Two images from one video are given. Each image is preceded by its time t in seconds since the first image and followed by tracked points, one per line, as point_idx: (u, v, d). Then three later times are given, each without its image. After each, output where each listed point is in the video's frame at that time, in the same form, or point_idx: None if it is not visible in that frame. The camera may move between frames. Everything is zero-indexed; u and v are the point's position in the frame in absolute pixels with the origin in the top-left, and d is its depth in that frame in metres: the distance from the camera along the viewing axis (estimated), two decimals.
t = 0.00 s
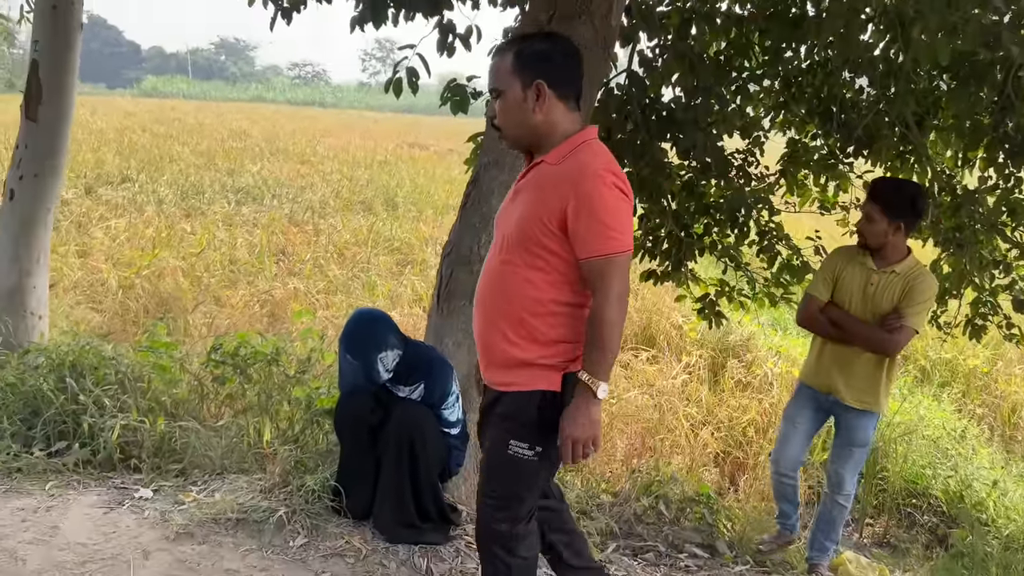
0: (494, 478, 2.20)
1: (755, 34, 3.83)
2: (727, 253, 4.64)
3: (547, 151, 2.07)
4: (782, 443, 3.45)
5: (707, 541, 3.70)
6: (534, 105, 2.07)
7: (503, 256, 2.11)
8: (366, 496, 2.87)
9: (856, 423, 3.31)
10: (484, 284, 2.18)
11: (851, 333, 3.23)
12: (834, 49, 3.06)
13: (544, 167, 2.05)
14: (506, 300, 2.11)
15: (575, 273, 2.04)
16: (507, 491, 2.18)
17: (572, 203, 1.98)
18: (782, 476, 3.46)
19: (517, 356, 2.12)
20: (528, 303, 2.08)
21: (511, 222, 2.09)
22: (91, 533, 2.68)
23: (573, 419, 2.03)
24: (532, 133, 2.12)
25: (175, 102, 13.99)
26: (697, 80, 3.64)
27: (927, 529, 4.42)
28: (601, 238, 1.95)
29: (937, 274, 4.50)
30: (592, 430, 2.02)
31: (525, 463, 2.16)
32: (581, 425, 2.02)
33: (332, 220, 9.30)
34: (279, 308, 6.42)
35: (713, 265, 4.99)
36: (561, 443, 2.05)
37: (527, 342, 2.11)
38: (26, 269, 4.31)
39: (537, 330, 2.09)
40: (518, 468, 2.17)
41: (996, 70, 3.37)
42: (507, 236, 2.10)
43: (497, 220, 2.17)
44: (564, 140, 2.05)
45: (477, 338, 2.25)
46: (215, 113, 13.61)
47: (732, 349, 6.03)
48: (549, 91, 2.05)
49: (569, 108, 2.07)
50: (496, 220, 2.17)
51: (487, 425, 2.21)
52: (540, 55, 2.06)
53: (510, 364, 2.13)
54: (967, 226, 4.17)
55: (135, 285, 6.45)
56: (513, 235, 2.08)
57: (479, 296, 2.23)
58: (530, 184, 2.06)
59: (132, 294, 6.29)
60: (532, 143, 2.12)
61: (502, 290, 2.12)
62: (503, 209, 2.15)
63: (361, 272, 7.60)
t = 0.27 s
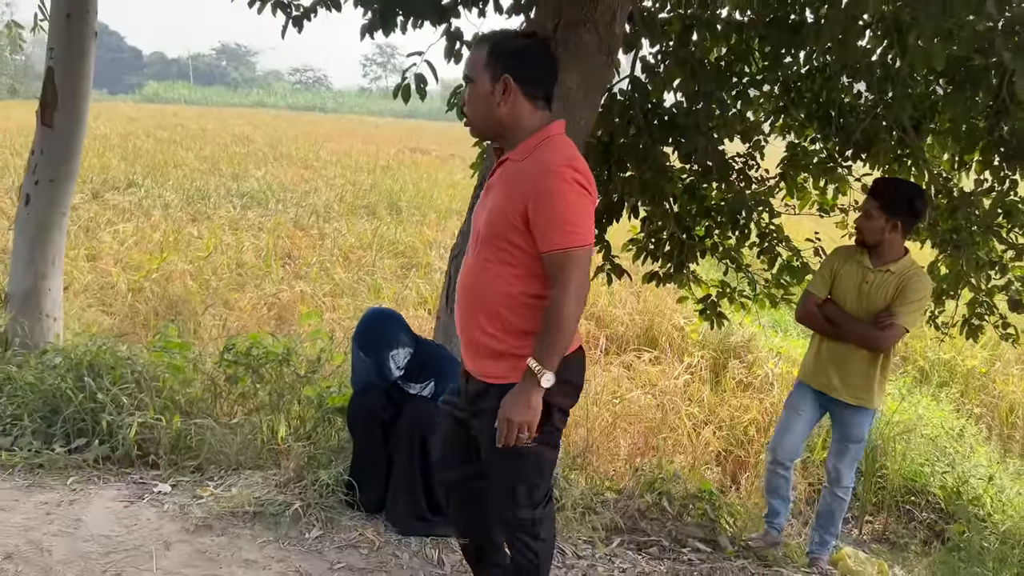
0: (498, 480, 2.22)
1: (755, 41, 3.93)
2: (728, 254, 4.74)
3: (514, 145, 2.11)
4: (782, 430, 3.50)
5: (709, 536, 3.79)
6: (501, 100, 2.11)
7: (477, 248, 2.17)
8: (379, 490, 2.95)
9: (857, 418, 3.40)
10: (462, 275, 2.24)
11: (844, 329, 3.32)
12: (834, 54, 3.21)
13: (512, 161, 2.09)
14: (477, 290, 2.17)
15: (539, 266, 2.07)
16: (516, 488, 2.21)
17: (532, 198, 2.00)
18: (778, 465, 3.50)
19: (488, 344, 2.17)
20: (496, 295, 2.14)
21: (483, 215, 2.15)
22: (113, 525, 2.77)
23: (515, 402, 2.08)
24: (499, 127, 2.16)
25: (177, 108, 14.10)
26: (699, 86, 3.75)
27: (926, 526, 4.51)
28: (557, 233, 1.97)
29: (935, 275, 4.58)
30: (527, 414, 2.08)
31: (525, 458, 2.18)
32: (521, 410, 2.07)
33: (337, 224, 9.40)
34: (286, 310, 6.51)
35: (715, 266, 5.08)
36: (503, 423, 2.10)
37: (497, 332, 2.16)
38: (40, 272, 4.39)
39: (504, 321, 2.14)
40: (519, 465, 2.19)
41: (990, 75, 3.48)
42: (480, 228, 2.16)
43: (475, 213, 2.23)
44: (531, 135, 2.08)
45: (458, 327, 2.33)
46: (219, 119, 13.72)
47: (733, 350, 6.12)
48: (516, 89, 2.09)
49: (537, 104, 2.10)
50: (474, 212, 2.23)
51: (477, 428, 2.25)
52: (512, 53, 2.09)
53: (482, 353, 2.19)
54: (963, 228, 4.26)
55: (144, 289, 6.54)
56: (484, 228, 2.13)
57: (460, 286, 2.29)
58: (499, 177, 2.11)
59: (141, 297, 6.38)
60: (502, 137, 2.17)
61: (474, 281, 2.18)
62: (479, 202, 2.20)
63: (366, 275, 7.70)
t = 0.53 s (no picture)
0: (466, 477, 2.25)
1: (755, 45, 3.99)
2: (728, 255, 4.81)
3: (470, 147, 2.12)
4: (781, 424, 3.54)
5: (709, 532, 3.86)
6: (460, 105, 2.13)
7: (431, 245, 2.19)
8: (385, 485, 3.03)
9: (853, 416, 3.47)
10: (417, 272, 2.27)
11: (835, 329, 3.40)
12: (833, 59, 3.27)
13: (466, 162, 2.12)
14: (429, 287, 2.19)
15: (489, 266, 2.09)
16: (487, 482, 2.23)
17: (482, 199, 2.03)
18: (777, 460, 3.54)
19: (438, 341, 2.20)
20: (447, 294, 2.16)
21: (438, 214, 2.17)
22: (127, 519, 2.85)
23: (465, 398, 2.10)
24: (458, 131, 2.18)
25: (180, 111, 14.19)
26: (699, 90, 3.83)
27: (923, 524, 4.58)
28: (505, 236, 1.99)
29: (932, 276, 4.65)
30: (478, 411, 2.09)
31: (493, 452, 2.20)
32: (473, 407, 2.10)
33: (341, 226, 9.48)
34: (291, 311, 6.58)
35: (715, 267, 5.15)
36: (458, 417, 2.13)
37: (447, 329, 2.18)
38: (50, 272, 4.45)
39: (455, 319, 2.16)
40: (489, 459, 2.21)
41: (987, 80, 3.55)
42: (435, 226, 2.18)
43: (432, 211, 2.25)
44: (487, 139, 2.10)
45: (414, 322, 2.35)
46: (222, 121, 13.80)
47: (733, 351, 6.19)
48: (473, 94, 2.11)
49: (495, 110, 2.12)
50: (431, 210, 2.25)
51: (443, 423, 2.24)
52: (473, 59, 2.11)
53: (433, 348, 2.21)
54: (960, 229, 4.32)
55: (150, 290, 6.62)
56: (437, 226, 2.16)
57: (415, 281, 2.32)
58: (454, 178, 2.13)
59: (148, 298, 6.45)
60: (459, 141, 2.18)
61: (427, 278, 2.20)
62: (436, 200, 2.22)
63: (370, 276, 7.77)
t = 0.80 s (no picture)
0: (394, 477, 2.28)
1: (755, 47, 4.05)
2: (728, 255, 4.85)
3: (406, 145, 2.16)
4: (771, 432, 3.59)
5: (708, 529, 3.91)
6: (400, 105, 2.17)
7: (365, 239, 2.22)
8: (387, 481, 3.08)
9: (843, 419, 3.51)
10: (353, 266, 2.29)
11: (826, 331, 3.42)
12: (833, 61, 3.33)
13: (400, 159, 2.15)
14: (363, 282, 2.22)
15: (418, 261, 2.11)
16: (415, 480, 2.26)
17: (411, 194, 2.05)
18: (768, 467, 3.58)
19: (370, 335, 2.21)
20: (378, 288, 2.18)
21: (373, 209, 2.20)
22: (134, 511, 2.90)
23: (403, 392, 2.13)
24: (397, 130, 2.22)
25: (185, 112, 14.26)
26: (699, 91, 3.90)
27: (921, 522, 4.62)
28: (433, 229, 2.01)
29: (931, 276, 4.69)
30: (422, 402, 2.11)
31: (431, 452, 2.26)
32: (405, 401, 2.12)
33: (344, 227, 9.53)
34: (295, 310, 6.63)
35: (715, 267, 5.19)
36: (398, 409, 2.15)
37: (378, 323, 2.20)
38: (58, 270, 4.50)
39: (383, 315, 2.17)
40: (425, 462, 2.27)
41: (984, 81, 3.62)
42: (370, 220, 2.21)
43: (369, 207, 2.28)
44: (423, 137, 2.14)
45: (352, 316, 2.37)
46: (226, 123, 13.86)
47: (734, 351, 6.23)
48: (412, 94, 2.15)
49: (433, 112, 2.16)
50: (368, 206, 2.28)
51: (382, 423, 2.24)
52: (413, 60, 2.15)
53: (365, 342, 2.23)
54: (958, 229, 4.36)
55: (156, 289, 6.68)
56: (371, 221, 2.18)
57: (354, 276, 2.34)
58: (388, 174, 2.16)
59: (153, 297, 6.51)
60: (399, 140, 2.22)
61: (362, 272, 2.22)
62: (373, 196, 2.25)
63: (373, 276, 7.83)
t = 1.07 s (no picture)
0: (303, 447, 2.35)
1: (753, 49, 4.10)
2: (727, 255, 4.89)
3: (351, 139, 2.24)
4: (752, 437, 3.63)
5: (705, 526, 3.95)
6: (346, 99, 2.25)
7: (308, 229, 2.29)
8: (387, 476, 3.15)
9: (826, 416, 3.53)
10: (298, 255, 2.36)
11: (803, 327, 3.46)
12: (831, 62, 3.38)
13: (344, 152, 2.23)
14: (303, 269, 2.28)
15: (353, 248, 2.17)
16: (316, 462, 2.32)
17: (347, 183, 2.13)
18: (753, 472, 3.62)
19: (305, 320, 2.27)
20: (315, 274, 2.24)
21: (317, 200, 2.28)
22: (138, 504, 2.95)
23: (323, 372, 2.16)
24: (344, 125, 2.30)
25: (189, 113, 14.34)
26: (699, 92, 3.96)
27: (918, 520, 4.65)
28: (365, 216, 2.08)
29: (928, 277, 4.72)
30: (340, 383, 2.15)
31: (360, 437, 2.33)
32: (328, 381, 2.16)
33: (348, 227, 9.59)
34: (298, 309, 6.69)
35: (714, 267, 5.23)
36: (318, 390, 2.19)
37: (313, 309, 2.25)
38: (64, 269, 4.56)
39: (318, 299, 2.24)
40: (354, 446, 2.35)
41: (981, 83, 3.64)
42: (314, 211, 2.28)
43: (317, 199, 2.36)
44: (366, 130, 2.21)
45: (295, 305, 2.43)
46: (230, 123, 13.91)
47: (733, 351, 6.26)
48: (357, 90, 2.24)
49: (377, 107, 2.24)
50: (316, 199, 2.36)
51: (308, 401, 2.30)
52: (362, 58, 2.24)
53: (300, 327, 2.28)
54: (955, 229, 4.40)
55: (160, 288, 6.74)
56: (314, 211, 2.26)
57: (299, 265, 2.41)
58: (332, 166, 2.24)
59: (158, 296, 6.57)
60: (345, 134, 2.30)
61: (303, 260, 2.29)
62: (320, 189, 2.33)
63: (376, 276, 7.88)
